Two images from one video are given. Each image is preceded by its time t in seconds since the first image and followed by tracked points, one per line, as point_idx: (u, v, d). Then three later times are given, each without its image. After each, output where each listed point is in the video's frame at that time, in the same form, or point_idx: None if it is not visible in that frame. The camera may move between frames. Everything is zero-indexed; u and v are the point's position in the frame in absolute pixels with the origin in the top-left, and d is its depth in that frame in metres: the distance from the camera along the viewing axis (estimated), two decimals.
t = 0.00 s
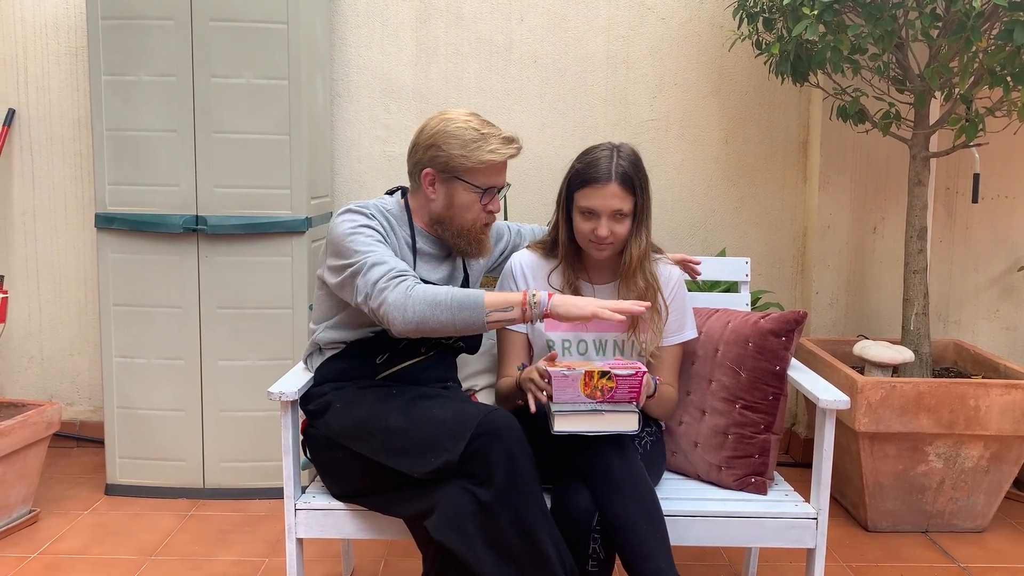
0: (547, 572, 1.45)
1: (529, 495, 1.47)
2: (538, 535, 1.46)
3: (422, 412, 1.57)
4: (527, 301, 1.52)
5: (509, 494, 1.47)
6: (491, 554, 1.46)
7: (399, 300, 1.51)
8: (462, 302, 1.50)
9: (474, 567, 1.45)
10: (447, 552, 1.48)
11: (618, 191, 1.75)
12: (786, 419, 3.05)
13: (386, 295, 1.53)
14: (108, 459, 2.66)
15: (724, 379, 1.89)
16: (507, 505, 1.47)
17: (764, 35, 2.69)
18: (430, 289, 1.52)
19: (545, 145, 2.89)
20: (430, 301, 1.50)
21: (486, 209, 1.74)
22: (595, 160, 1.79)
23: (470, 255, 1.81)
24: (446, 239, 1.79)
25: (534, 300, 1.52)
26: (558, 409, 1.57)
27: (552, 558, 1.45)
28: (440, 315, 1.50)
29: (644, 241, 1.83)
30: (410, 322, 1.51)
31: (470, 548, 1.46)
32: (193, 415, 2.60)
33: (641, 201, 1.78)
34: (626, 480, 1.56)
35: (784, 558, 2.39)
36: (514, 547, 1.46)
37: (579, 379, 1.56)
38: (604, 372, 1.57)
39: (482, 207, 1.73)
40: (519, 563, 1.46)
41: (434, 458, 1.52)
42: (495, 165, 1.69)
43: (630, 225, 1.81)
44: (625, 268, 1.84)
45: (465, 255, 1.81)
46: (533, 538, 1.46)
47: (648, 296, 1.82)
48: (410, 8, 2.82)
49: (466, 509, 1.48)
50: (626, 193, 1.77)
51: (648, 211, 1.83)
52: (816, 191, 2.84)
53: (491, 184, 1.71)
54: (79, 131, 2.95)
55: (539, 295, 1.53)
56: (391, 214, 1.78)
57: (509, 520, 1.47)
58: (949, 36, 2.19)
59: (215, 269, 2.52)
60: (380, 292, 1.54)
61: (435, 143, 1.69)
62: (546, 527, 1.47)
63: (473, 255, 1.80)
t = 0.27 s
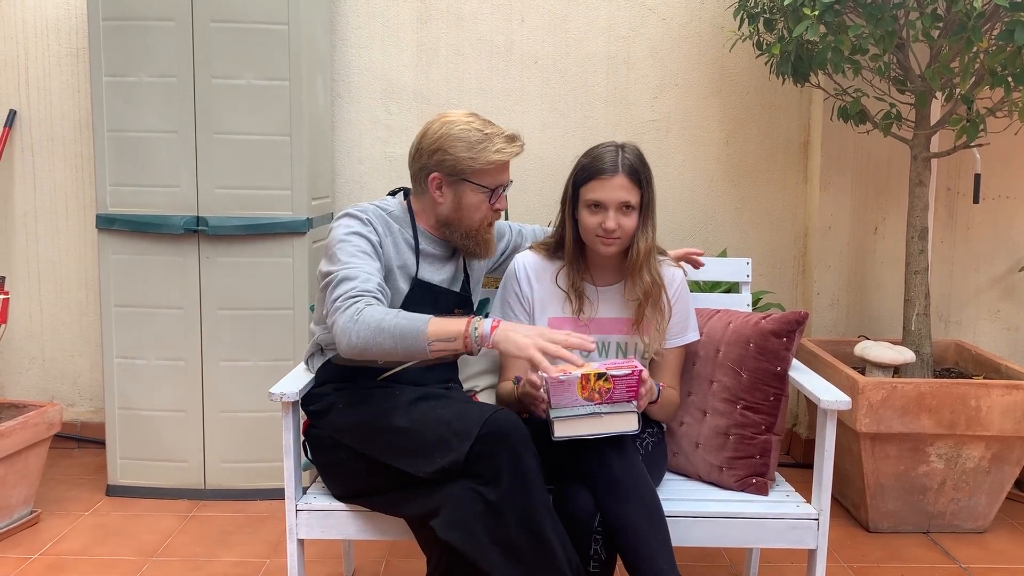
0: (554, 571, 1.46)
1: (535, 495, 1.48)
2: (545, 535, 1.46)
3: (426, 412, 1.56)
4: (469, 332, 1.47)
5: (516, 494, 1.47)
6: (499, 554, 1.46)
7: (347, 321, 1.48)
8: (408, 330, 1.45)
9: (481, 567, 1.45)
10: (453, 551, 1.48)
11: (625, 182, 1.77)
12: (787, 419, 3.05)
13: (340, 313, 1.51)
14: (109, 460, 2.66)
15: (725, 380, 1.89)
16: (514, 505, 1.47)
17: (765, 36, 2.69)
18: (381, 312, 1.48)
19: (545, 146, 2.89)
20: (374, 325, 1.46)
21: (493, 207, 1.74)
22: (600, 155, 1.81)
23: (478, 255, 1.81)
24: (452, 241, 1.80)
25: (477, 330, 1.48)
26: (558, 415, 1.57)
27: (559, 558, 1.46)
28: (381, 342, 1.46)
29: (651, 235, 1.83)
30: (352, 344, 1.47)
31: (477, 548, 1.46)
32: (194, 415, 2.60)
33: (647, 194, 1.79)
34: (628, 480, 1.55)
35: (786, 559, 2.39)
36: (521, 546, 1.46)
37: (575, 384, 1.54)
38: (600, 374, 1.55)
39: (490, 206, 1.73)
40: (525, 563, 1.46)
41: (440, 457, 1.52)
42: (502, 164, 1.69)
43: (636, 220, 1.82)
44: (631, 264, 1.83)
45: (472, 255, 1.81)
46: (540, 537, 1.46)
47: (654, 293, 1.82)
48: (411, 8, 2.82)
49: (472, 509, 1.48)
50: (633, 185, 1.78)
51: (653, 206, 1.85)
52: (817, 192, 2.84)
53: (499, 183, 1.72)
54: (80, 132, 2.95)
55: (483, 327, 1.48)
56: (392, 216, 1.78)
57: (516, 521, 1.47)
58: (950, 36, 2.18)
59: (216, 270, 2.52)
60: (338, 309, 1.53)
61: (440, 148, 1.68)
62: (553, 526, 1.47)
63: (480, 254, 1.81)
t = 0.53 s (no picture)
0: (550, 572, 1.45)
1: (531, 495, 1.47)
2: (541, 535, 1.46)
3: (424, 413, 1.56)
4: (421, 388, 1.55)
5: (512, 495, 1.48)
6: (494, 555, 1.46)
7: (310, 364, 1.58)
8: (364, 379, 1.54)
9: (478, 568, 1.45)
10: (449, 552, 1.48)
11: (628, 180, 1.77)
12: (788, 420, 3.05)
13: (306, 353, 1.60)
14: (110, 461, 2.67)
15: (726, 380, 1.89)
16: (510, 505, 1.47)
17: (767, 37, 2.69)
18: (341, 361, 1.55)
19: (547, 147, 2.89)
20: (333, 374, 1.55)
21: (491, 204, 1.75)
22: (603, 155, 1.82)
23: (479, 253, 1.81)
24: (452, 240, 1.80)
25: (428, 386, 1.56)
26: (557, 419, 1.56)
27: (556, 558, 1.45)
28: (340, 390, 1.56)
29: (654, 233, 1.83)
30: (314, 388, 1.58)
31: (474, 548, 1.46)
32: (195, 416, 2.60)
33: (650, 192, 1.80)
34: (630, 480, 1.55)
35: (787, 560, 2.39)
36: (518, 547, 1.46)
37: (572, 386, 1.55)
38: (596, 376, 1.56)
39: (488, 203, 1.74)
40: (522, 563, 1.46)
41: (436, 458, 1.52)
42: (496, 159, 1.70)
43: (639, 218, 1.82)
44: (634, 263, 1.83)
45: (473, 253, 1.81)
46: (535, 538, 1.46)
47: (659, 291, 1.82)
48: (411, 9, 2.82)
49: (469, 509, 1.48)
50: (635, 183, 1.79)
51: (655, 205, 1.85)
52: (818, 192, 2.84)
53: (495, 178, 1.73)
54: (82, 133, 2.95)
55: (435, 382, 1.56)
56: (388, 220, 1.78)
57: (512, 521, 1.47)
58: (951, 36, 2.18)
59: (218, 271, 2.53)
60: (305, 346, 1.61)
61: (434, 147, 1.69)
62: (549, 526, 1.47)
63: (481, 252, 1.81)
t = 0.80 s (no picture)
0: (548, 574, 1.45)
1: (530, 497, 1.47)
2: (539, 537, 1.45)
3: (424, 415, 1.57)
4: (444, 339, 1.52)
5: (510, 496, 1.47)
6: (493, 558, 1.46)
7: (331, 358, 1.56)
8: (386, 355, 1.52)
9: (477, 570, 1.45)
10: (448, 553, 1.48)
11: (628, 181, 1.78)
12: (789, 421, 3.04)
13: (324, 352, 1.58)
14: (111, 462, 2.67)
15: (727, 381, 1.89)
16: (509, 507, 1.47)
17: (767, 37, 2.69)
18: (359, 343, 1.54)
19: (548, 148, 2.89)
20: (357, 357, 1.53)
21: (483, 202, 1.75)
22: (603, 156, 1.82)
23: (473, 252, 1.81)
24: (445, 239, 1.80)
25: (450, 334, 1.53)
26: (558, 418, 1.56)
27: (555, 560, 1.45)
28: (368, 370, 1.53)
29: (653, 233, 1.84)
30: (342, 380, 1.55)
31: (473, 549, 1.46)
32: (196, 418, 2.60)
33: (649, 193, 1.80)
34: (630, 480, 1.56)
35: (788, 561, 2.38)
36: (516, 549, 1.46)
37: (576, 385, 1.55)
38: (599, 376, 1.56)
39: (480, 201, 1.74)
40: (521, 565, 1.46)
41: (435, 459, 1.52)
42: (487, 158, 1.71)
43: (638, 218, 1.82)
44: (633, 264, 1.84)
45: (467, 252, 1.81)
46: (535, 540, 1.45)
47: (658, 293, 1.82)
48: (412, 11, 2.82)
49: (467, 511, 1.48)
50: (635, 184, 1.79)
51: (655, 206, 1.85)
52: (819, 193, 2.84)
53: (487, 176, 1.73)
54: (83, 134, 2.95)
55: (454, 329, 1.52)
56: (382, 220, 1.78)
57: (511, 522, 1.47)
58: (952, 37, 2.18)
59: (218, 272, 2.53)
60: (321, 346, 1.59)
61: (425, 146, 1.69)
62: (547, 528, 1.46)
63: (475, 251, 1.81)
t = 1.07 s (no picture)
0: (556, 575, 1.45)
1: (537, 498, 1.47)
2: (547, 538, 1.45)
3: (429, 415, 1.57)
4: (474, 326, 1.57)
5: (518, 497, 1.47)
6: (502, 559, 1.46)
7: (363, 359, 1.57)
8: (417, 348, 1.54)
9: (484, 571, 1.45)
10: (454, 555, 1.48)
11: (625, 181, 1.78)
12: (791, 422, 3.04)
13: (352, 354, 1.59)
14: (112, 464, 2.67)
15: (728, 383, 1.89)
16: (516, 508, 1.47)
17: (768, 38, 2.69)
18: (388, 341, 1.56)
19: (548, 149, 2.89)
20: (389, 355, 1.55)
21: (478, 202, 1.75)
22: (601, 157, 1.83)
23: (468, 251, 1.81)
24: (441, 239, 1.80)
25: (477, 320, 1.58)
26: (563, 410, 1.57)
27: (564, 561, 1.45)
28: (401, 367, 1.55)
29: (651, 235, 1.83)
30: (377, 380, 1.57)
31: (480, 550, 1.46)
32: (197, 419, 2.60)
33: (647, 193, 1.80)
34: (631, 481, 1.55)
35: (789, 562, 2.38)
36: (523, 550, 1.46)
37: (583, 381, 1.56)
38: (608, 376, 1.56)
39: (474, 201, 1.74)
40: (527, 566, 1.46)
41: (441, 460, 1.52)
42: (481, 157, 1.71)
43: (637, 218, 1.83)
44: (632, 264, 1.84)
45: (462, 252, 1.81)
46: (543, 541, 1.45)
47: (656, 294, 1.82)
48: (413, 12, 2.82)
49: (474, 512, 1.48)
50: (633, 184, 1.79)
51: (655, 206, 1.85)
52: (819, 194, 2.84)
53: (481, 176, 1.73)
54: (84, 136, 2.96)
55: (481, 314, 1.58)
56: (380, 219, 1.78)
57: (519, 523, 1.47)
58: (953, 38, 2.18)
59: (219, 273, 2.53)
60: (348, 348, 1.60)
61: (419, 146, 1.70)
62: (554, 529, 1.47)
63: (470, 250, 1.80)
